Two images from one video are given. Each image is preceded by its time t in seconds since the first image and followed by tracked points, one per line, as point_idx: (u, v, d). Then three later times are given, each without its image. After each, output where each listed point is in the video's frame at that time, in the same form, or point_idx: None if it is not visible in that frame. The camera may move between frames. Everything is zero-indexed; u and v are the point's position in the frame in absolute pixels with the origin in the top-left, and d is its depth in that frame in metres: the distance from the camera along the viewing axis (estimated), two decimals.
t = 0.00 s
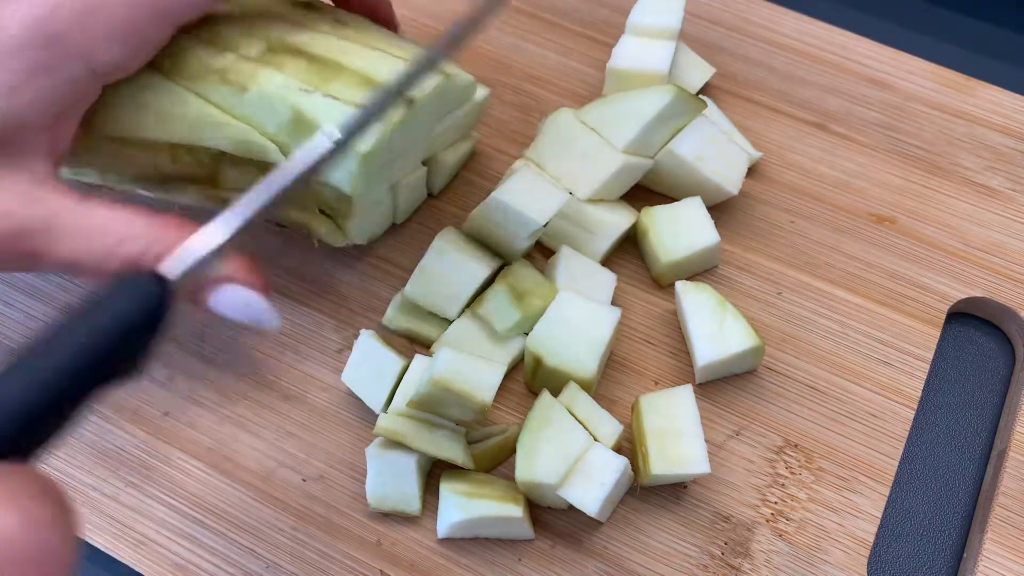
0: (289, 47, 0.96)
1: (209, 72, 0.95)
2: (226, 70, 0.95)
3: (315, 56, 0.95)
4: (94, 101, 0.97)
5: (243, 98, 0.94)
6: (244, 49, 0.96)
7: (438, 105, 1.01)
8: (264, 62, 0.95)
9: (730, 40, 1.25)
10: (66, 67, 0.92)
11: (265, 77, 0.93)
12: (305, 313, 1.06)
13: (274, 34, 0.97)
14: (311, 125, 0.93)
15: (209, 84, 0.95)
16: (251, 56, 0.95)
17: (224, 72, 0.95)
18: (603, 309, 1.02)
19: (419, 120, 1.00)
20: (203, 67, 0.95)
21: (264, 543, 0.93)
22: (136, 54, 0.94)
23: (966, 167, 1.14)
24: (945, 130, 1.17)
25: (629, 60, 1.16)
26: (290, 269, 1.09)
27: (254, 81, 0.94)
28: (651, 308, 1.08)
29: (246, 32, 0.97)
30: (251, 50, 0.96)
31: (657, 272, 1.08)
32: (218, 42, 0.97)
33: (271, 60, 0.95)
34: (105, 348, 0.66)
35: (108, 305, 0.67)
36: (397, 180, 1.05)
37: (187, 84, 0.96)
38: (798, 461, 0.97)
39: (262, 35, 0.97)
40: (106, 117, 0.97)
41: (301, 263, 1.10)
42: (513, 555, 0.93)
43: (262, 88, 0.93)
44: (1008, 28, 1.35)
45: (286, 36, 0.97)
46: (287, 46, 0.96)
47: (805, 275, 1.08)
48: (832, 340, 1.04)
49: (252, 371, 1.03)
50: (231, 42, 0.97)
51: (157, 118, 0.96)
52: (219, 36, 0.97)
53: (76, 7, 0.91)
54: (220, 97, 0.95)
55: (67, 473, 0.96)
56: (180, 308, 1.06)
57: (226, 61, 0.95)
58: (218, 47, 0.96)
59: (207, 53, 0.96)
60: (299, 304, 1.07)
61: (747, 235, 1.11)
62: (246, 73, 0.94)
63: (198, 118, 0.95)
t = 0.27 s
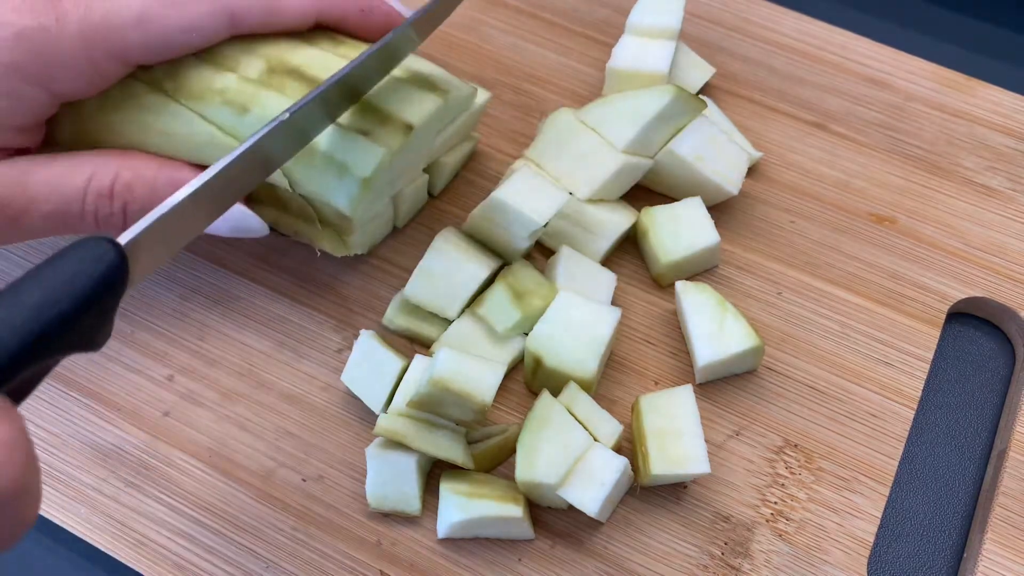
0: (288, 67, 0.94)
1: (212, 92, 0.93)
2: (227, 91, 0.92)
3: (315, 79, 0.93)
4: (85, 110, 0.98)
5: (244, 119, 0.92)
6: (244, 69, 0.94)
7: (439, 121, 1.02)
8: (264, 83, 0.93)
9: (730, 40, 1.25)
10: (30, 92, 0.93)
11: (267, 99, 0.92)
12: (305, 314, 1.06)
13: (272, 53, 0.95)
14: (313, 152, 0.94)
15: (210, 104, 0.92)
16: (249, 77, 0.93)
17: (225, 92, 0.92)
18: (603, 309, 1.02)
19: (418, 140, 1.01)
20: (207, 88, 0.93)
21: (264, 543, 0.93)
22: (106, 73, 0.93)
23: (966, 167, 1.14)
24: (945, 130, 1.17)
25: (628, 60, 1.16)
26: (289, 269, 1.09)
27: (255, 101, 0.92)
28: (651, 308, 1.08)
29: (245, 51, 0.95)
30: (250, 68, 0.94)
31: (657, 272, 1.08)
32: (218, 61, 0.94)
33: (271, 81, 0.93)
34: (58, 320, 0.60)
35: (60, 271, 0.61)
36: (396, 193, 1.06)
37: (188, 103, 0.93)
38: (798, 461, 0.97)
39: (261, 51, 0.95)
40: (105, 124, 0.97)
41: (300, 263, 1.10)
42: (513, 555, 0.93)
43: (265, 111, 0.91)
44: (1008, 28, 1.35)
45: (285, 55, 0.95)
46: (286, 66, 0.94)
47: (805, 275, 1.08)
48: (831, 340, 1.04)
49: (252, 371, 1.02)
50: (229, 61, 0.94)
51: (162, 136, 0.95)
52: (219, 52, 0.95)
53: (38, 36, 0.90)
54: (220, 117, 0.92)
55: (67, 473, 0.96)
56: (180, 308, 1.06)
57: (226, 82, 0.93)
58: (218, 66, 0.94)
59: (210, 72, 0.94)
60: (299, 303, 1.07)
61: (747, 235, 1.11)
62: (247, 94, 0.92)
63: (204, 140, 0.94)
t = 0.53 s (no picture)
0: (287, 81, 0.94)
1: (211, 102, 0.93)
2: (227, 102, 0.92)
3: (315, 95, 0.94)
4: (86, 115, 0.97)
5: (242, 133, 0.92)
6: (244, 80, 0.93)
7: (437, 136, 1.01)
8: (263, 98, 0.93)
9: (730, 41, 1.25)
10: (37, 106, 0.93)
11: (266, 116, 0.92)
12: (305, 314, 1.06)
13: (271, 64, 0.95)
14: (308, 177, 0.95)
15: (210, 114, 0.93)
16: (248, 89, 0.93)
17: (224, 103, 0.92)
18: (603, 309, 1.02)
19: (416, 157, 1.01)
20: (205, 96, 0.93)
21: (264, 543, 0.93)
22: (108, 86, 0.92)
23: (966, 167, 1.14)
24: (945, 130, 1.17)
25: (628, 61, 1.16)
26: (290, 269, 1.09)
27: (253, 115, 0.92)
28: (651, 308, 1.08)
29: (246, 61, 0.95)
30: (249, 79, 0.94)
31: (657, 272, 1.08)
32: (217, 70, 0.94)
33: (269, 95, 0.93)
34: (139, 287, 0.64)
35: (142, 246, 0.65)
36: (394, 201, 1.06)
37: (187, 110, 0.94)
38: (798, 461, 0.97)
39: (262, 61, 0.95)
40: (106, 127, 0.97)
41: (300, 263, 1.10)
42: (513, 555, 0.93)
43: (263, 128, 0.92)
44: (1008, 28, 1.35)
45: (284, 66, 0.94)
46: (285, 79, 0.94)
47: (805, 276, 1.08)
48: (831, 340, 1.04)
49: (252, 371, 1.03)
50: (229, 70, 0.94)
51: (160, 141, 0.95)
52: (219, 58, 0.95)
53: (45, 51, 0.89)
54: (219, 127, 0.93)
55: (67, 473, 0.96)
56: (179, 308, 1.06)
57: (226, 92, 0.93)
58: (217, 74, 0.94)
59: (209, 81, 0.94)
60: (299, 304, 1.07)
61: (747, 235, 1.11)
62: (244, 108, 0.92)
63: (199, 144, 0.93)
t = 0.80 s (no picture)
0: (291, 64, 0.96)
1: (216, 90, 0.95)
2: (232, 88, 0.95)
3: (318, 75, 0.96)
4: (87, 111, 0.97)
5: (247, 116, 0.95)
6: (248, 66, 0.96)
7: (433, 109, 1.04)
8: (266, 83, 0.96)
9: (730, 40, 1.25)
10: (35, 91, 0.92)
11: (270, 99, 0.95)
12: (305, 314, 1.06)
13: (274, 50, 0.97)
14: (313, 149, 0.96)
15: (215, 102, 0.95)
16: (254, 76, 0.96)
17: (229, 90, 0.95)
18: (603, 309, 1.02)
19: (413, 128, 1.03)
20: (210, 86, 0.95)
21: (264, 543, 0.93)
22: (111, 73, 0.92)
23: (966, 168, 1.14)
24: (945, 131, 1.17)
25: (628, 61, 1.16)
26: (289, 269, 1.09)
27: (258, 99, 0.95)
28: (651, 309, 1.08)
29: (251, 51, 0.97)
30: (253, 67, 0.96)
31: (657, 273, 1.08)
32: (222, 60, 0.96)
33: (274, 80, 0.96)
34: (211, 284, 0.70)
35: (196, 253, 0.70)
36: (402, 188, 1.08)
37: (192, 100, 0.95)
38: (798, 461, 0.97)
39: (263, 48, 0.97)
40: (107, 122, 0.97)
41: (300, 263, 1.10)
42: (513, 555, 0.93)
43: (267, 110, 0.94)
44: (1007, 28, 1.35)
45: (286, 52, 0.97)
46: (288, 63, 0.96)
47: (805, 276, 1.08)
48: (831, 340, 1.04)
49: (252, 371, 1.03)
50: (233, 60, 0.96)
51: (162, 131, 0.94)
52: (222, 49, 0.97)
53: (48, 34, 0.89)
54: (225, 113, 0.95)
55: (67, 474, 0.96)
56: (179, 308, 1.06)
57: (231, 80, 0.95)
58: (222, 65, 0.96)
59: (212, 70, 0.96)
60: (299, 304, 1.07)
61: (747, 235, 1.11)
62: (249, 93, 0.95)
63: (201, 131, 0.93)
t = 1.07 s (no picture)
0: (281, 85, 0.94)
1: (206, 114, 0.93)
2: (222, 113, 0.93)
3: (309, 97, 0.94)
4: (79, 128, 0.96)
5: (241, 141, 0.93)
6: (238, 89, 0.94)
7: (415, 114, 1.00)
8: (257, 105, 0.94)
9: (730, 41, 1.25)
10: (21, 112, 0.92)
11: (262, 122, 0.93)
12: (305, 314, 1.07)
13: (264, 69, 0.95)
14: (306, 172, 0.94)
15: (205, 126, 0.93)
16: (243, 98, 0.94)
17: (220, 114, 0.93)
18: (603, 309, 1.02)
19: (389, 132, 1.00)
20: (200, 110, 0.93)
21: (264, 543, 0.93)
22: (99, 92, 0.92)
23: (966, 167, 1.15)
24: (945, 131, 1.17)
25: (628, 61, 1.16)
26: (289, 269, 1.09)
27: (249, 123, 0.93)
28: (651, 309, 1.08)
29: (242, 72, 0.95)
30: (242, 88, 0.94)
31: (657, 273, 1.08)
32: (211, 82, 0.95)
33: (263, 102, 0.94)
34: (170, 374, 0.81)
35: (143, 355, 0.80)
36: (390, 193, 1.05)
37: (184, 126, 0.93)
38: (798, 461, 0.97)
39: (252, 68, 0.95)
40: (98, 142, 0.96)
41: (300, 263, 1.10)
42: (513, 555, 0.93)
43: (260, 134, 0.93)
44: (1007, 28, 1.35)
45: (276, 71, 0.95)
46: (279, 84, 0.94)
47: (805, 276, 1.08)
48: (831, 340, 1.04)
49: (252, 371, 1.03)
50: (222, 80, 0.95)
51: (155, 155, 0.93)
52: (212, 70, 0.95)
53: (31, 53, 0.91)
54: (217, 139, 0.93)
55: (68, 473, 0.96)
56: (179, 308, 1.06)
57: (221, 103, 0.93)
58: (211, 87, 0.94)
59: (201, 93, 0.94)
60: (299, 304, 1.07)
61: (747, 235, 1.11)
62: (240, 116, 0.93)
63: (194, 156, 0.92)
